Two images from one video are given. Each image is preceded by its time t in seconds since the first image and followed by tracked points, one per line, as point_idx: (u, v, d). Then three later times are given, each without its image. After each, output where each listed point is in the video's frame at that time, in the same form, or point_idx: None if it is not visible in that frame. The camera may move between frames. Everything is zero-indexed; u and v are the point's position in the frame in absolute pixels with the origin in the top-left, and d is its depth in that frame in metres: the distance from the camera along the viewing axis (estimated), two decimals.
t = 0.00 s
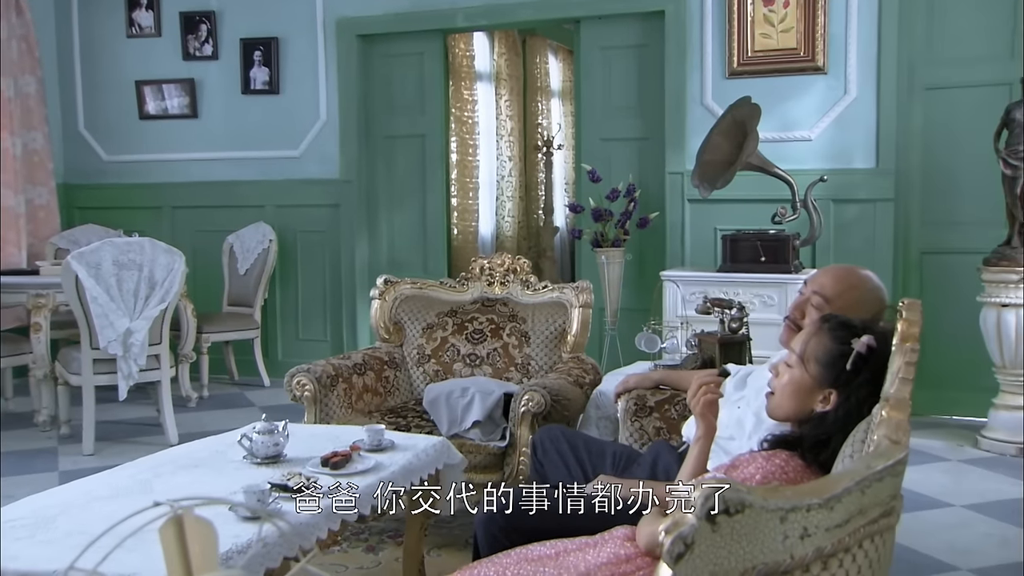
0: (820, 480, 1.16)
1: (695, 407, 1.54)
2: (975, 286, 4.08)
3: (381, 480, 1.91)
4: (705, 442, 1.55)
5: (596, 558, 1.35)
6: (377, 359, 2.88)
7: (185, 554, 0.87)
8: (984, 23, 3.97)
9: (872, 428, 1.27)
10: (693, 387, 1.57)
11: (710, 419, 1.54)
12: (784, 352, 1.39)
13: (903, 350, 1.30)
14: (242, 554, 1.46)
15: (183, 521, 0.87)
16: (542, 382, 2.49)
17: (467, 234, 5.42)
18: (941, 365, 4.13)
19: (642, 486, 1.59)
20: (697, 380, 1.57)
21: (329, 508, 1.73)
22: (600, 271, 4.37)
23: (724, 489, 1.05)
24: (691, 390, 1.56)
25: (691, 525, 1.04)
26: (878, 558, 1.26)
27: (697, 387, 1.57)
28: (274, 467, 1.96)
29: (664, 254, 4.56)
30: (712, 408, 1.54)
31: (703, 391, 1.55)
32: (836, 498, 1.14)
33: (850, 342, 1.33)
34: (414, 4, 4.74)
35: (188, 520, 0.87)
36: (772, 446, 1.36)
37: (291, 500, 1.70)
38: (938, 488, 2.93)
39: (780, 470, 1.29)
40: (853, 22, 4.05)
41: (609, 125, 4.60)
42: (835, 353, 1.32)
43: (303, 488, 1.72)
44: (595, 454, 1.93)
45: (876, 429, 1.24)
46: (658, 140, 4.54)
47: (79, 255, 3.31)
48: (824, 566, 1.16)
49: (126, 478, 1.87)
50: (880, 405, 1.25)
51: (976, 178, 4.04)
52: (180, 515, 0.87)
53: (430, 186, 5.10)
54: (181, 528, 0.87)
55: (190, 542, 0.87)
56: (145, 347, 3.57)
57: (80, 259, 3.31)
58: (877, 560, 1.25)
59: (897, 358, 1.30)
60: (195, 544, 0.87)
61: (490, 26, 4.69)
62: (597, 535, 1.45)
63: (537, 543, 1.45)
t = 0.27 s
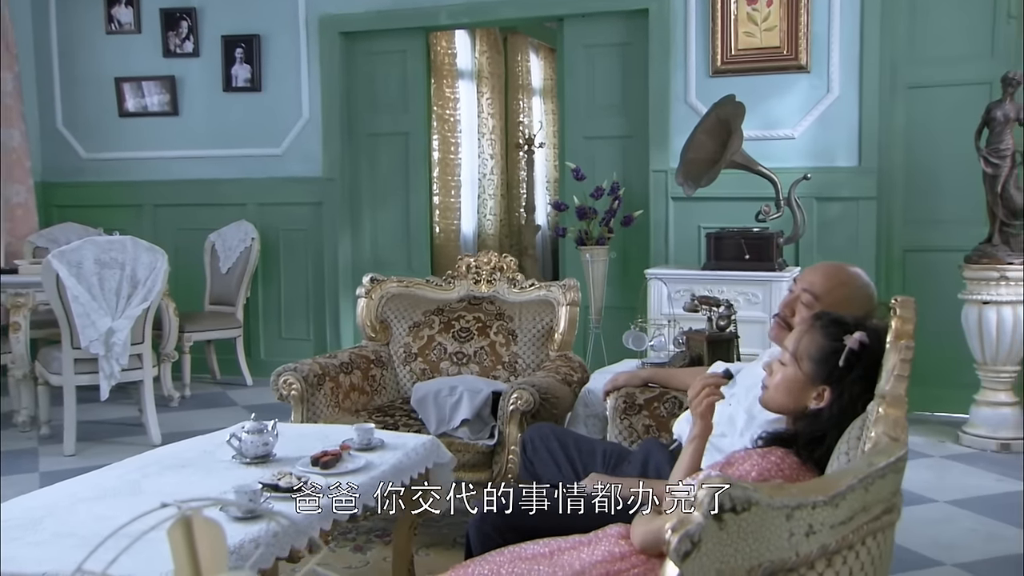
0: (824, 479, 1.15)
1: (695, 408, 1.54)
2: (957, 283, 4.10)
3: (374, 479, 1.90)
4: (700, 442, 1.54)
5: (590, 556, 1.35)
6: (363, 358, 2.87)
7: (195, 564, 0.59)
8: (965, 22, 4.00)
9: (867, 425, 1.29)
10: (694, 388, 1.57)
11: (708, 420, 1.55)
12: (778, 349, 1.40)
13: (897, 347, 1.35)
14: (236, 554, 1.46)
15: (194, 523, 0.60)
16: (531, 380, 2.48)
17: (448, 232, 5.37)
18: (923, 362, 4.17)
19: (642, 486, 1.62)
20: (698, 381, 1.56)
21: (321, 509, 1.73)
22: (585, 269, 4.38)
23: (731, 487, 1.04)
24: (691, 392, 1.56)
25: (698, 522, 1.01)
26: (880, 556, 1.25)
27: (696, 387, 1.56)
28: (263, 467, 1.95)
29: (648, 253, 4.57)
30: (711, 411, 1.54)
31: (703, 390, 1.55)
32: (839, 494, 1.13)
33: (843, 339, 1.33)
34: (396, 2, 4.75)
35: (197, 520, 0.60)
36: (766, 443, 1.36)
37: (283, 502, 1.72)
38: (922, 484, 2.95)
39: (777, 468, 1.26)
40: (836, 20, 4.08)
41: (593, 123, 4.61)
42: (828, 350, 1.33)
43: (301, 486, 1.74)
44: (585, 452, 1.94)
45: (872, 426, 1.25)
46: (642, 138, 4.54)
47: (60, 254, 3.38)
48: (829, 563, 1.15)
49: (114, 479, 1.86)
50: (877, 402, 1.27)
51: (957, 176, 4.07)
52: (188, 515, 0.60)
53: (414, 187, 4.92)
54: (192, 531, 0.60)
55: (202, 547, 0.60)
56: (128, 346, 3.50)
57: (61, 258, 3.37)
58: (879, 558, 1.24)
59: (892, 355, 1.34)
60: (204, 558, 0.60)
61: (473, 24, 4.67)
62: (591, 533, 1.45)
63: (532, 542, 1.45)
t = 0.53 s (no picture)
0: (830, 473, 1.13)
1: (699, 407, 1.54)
2: (938, 280, 4.13)
3: (364, 479, 1.89)
4: (703, 441, 1.53)
5: (584, 554, 1.36)
6: (350, 356, 2.86)
7: (205, 565, 0.52)
8: (946, 22, 4.02)
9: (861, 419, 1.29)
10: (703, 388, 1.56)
11: (713, 420, 1.54)
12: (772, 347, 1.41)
13: (891, 344, 1.30)
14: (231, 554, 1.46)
15: (202, 522, 0.52)
16: (518, 378, 2.48)
17: (430, 231, 5.44)
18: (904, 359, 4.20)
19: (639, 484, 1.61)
20: (709, 382, 1.55)
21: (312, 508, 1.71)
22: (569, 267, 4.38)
23: (738, 483, 1.02)
24: (700, 391, 1.55)
25: (705, 518, 1.00)
26: (880, 552, 1.23)
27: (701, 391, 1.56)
28: (252, 466, 1.94)
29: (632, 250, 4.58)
30: (717, 410, 1.54)
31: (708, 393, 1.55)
32: (845, 490, 1.10)
33: (834, 335, 1.34)
34: None
35: (205, 520, 0.52)
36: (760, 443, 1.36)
37: (276, 502, 1.72)
38: (906, 480, 2.98)
39: (772, 465, 1.28)
40: (818, 20, 4.10)
41: (576, 121, 4.62)
42: (819, 347, 1.33)
43: (297, 485, 1.74)
44: (576, 449, 1.94)
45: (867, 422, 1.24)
46: (625, 136, 4.56)
47: (40, 252, 3.34)
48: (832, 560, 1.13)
49: (102, 479, 1.84)
50: (873, 400, 1.25)
51: (938, 175, 4.10)
52: (196, 514, 0.52)
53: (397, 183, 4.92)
54: (200, 531, 0.51)
55: (209, 544, 0.52)
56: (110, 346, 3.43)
57: (42, 257, 3.34)
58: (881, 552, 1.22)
59: (886, 352, 1.30)
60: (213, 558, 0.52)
61: (456, 21, 4.66)
62: (585, 531, 1.45)
63: (526, 539, 1.44)
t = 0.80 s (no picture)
0: (832, 469, 1.05)
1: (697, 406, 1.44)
2: (918, 278, 4.17)
3: (352, 479, 1.88)
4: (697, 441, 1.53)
5: (576, 552, 1.37)
6: (335, 354, 2.84)
7: (211, 563, 0.61)
8: (926, 21, 4.05)
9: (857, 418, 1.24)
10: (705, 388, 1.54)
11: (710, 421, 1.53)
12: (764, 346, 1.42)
13: (884, 340, 1.32)
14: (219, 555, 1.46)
15: (209, 523, 0.62)
16: (504, 375, 2.48)
17: (410, 228, 5.42)
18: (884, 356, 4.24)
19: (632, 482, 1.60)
20: (713, 383, 1.53)
21: (303, 508, 1.69)
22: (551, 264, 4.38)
23: (741, 478, 0.94)
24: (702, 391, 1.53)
25: (709, 516, 0.92)
26: (878, 549, 1.15)
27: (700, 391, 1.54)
28: (239, 466, 1.93)
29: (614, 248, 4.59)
30: (712, 412, 1.52)
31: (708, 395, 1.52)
32: (847, 485, 1.03)
33: (824, 330, 1.35)
34: None
35: (213, 519, 0.62)
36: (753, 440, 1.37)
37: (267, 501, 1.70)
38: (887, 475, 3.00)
39: (765, 462, 1.28)
40: (798, 20, 4.12)
41: (558, 119, 4.62)
42: (810, 341, 1.35)
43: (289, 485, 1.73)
44: (564, 447, 1.94)
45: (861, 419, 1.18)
46: (608, 133, 4.56)
47: (19, 250, 3.30)
48: (834, 559, 1.05)
49: (87, 480, 1.82)
50: (865, 397, 1.21)
51: (918, 172, 4.13)
52: (203, 515, 0.62)
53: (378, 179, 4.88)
54: (207, 531, 0.61)
55: (217, 545, 0.62)
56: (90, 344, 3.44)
57: (20, 255, 3.30)
58: (881, 549, 1.15)
59: (878, 349, 1.30)
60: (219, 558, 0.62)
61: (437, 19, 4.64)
62: (575, 528, 1.45)
63: (518, 537, 1.44)
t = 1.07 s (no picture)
0: (832, 462, 1.02)
1: (692, 401, 1.41)
2: (896, 273, 4.21)
3: (339, 477, 1.87)
4: (690, 435, 1.43)
5: (567, 549, 1.37)
6: (316, 352, 2.83)
7: (216, 566, 0.51)
8: (902, 19, 4.09)
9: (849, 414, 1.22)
10: (703, 381, 1.41)
11: (706, 414, 1.42)
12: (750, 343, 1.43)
13: (873, 335, 1.35)
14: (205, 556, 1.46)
15: (214, 522, 0.50)
16: (489, 372, 2.48)
17: (388, 225, 5.50)
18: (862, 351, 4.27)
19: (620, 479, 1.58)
20: (711, 377, 1.40)
21: (292, 507, 1.69)
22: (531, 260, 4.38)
23: (744, 474, 0.91)
24: (698, 383, 1.41)
25: (711, 511, 0.89)
26: (873, 542, 1.12)
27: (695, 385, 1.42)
28: (225, 464, 1.92)
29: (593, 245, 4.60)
30: (711, 407, 1.40)
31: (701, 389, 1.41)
32: (848, 479, 1.00)
33: (813, 327, 1.37)
34: None
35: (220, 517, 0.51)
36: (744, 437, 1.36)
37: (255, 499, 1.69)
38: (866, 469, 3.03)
39: (756, 457, 1.28)
40: (778, 16, 4.13)
41: (538, 114, 4.61)
42: (800, 338, 1.36)
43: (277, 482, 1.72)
44: (550, 443, 1.94)
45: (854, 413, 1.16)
46: (588, 129, 4.56)
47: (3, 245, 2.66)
48: (833, 554, 1.03)
49: (70, 480, 1.80)
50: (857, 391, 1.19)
51: (895, 169, 4.17)
52: (208, 512, 0.50)
53: (357, 177, 4.92)
54: (213, 532, 0.50)
55: (221, 545, 0.51)
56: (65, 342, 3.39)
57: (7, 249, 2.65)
58: (877, 544, 1.13)
59: (869, 344, 1.31)
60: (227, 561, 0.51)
61: (417, 14, 4.63)
62: (565, 525, 1.46)
63: (506, 534, 1.44)
